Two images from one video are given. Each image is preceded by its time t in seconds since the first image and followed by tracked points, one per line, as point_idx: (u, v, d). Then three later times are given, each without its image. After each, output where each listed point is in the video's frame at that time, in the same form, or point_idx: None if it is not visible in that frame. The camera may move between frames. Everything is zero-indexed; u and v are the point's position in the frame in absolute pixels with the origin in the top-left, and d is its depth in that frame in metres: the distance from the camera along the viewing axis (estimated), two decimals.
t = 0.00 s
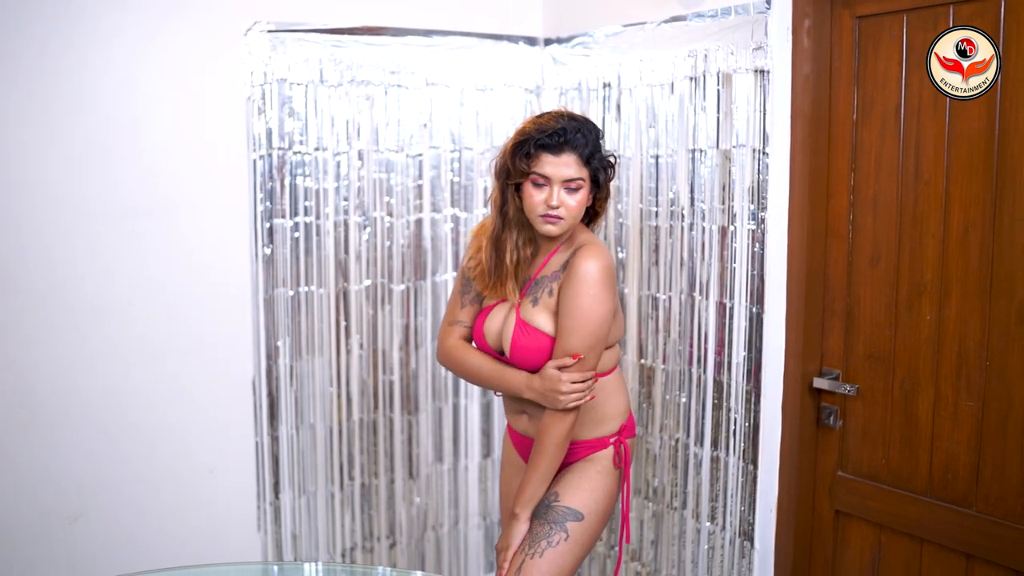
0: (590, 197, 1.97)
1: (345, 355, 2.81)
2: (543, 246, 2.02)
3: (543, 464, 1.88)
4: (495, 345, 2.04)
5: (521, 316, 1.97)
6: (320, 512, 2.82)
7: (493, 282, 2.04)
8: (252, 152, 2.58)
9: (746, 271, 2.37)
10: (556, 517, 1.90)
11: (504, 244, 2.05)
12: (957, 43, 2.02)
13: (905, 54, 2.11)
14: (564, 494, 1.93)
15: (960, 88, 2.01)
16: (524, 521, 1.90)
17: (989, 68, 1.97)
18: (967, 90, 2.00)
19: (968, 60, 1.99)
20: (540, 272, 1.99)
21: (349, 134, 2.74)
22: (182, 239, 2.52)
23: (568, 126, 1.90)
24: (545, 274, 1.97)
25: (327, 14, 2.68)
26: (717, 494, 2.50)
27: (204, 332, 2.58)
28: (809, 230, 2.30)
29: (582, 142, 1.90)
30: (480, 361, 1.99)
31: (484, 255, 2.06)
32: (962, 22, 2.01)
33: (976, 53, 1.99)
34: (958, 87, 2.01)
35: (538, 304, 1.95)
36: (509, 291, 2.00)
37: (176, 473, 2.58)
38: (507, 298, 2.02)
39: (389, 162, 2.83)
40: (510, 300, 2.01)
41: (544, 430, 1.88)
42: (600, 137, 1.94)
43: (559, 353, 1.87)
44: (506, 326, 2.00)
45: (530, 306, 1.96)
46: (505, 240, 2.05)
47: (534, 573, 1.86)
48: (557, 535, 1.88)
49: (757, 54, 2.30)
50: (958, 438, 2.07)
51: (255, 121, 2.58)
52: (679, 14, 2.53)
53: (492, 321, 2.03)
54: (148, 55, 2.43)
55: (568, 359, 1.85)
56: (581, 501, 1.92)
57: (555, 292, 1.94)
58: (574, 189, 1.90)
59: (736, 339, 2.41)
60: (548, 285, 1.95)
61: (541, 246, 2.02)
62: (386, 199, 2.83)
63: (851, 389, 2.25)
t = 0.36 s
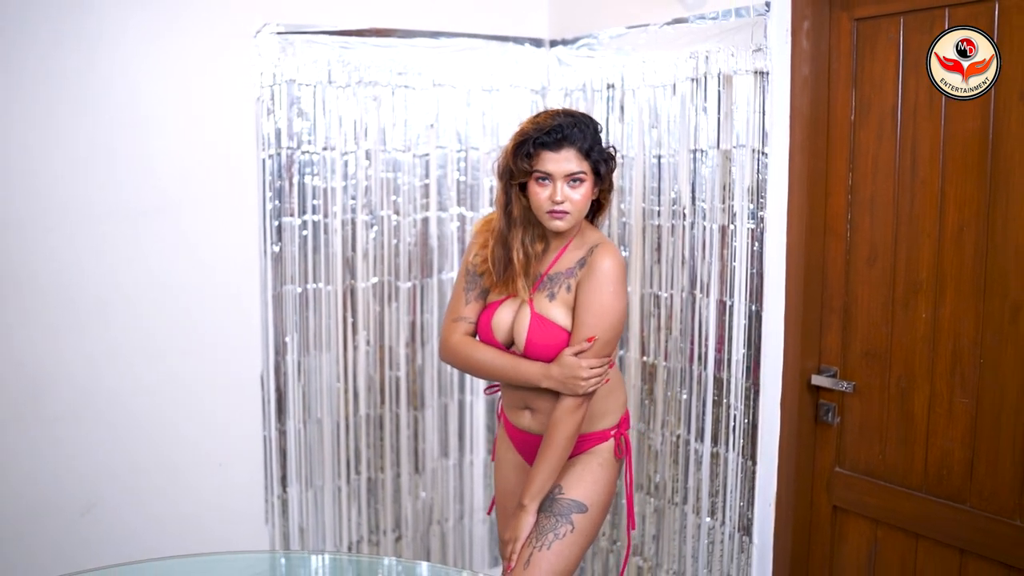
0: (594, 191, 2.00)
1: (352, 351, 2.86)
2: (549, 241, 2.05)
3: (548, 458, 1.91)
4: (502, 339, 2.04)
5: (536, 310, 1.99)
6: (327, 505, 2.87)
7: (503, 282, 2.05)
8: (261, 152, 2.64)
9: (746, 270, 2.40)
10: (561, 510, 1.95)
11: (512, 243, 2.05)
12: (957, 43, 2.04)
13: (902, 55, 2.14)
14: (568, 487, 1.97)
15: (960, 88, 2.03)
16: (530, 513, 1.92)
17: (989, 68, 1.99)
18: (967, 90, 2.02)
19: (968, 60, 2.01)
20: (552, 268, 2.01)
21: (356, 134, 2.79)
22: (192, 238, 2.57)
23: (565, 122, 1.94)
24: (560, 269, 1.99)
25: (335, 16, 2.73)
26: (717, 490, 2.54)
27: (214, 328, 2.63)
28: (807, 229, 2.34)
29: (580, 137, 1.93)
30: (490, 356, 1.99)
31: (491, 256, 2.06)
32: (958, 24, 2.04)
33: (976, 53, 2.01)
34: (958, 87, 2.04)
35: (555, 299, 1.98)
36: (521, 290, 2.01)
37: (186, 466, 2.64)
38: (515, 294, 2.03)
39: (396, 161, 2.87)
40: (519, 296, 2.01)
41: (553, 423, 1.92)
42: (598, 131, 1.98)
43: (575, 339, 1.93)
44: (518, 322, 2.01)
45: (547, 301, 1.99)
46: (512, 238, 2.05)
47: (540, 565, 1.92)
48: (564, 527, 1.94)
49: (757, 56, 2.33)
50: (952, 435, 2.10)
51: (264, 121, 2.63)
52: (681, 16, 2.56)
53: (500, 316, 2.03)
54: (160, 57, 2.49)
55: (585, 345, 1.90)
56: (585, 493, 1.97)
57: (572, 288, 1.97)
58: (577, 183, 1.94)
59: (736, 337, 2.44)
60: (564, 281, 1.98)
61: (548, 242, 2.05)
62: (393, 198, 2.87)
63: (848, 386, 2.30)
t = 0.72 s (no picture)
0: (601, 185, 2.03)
1: (358, 347, 2.89)
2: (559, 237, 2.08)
3: (558, 450, 1.93)
4: (516, 333, 2.06)
5: (554, 304, 2.02)
6: (333, 499, 2.90)
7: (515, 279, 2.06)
8: (269, 150, 2.68)
9: (746, 266, 2.43)
10: (568, 503, 1.99)
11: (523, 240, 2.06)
12: (957, 43, 2.06)
13: (899, 55, 2.17)
14: (573, 480, 2.01)
15: (960, 87, 2.05)
16: (539, 505, 1.95)
17: (989, 68, 2.01)
18: (967, 90, 2.04)
19: (968, 60, 2.03)
20: (567, 264, 2.04)
21: (363, 133, 2.82)
22: (202, 235, 2.62)
23: (565, 121, 1.97)
24: (577, 266, 2.03)
25: (341, 17, 2.77)
26: (718, 484, 2.57)
27: (222, 323, 2.68)
28: (807, 227, 2.37)
29: (582, 135, 1.97)
30: (508, 350, 2.00)
31: (502, 254, 2.06)
32: (956, 24, 2.06)
33: (976, 53, 2.03)
34: (958, 86, 2.05)
35: (574, 294, 2.02)
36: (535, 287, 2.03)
37: (194, 459, 2.68)
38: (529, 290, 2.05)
39: (402, 159, 2.90)
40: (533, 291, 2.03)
41: (564, 416, 1.94)
42: (600, 126, 2.00)
43: (593, 328, 1.98)
44: (534, 316, 2.03)
45: (566, 296, 2.02)
46: (519, 235, 2.07)
47: (550, 557, 1.96)
48: (571, 519, 1.98)
49: (757, 56, 2.36)
50: (949, 430, 2.13)
51: (272, 120, 2.67)
52: (683, 17, 2.59)
53: (515, 310, 2.06)
54: (171, 57, 2.53)
55: (602, 331, 1.95)
56: (589, 485, 2.01)
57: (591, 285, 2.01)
58: (582, 180, 1.97)
59: (737, 334, 2.47)
60: (582, 277, 2.02)
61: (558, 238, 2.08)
62: (399, 196, 2.91)
63: (847, 381, 2.32)
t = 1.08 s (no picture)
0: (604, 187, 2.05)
1: (362, 346, 2.91)
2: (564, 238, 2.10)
3: (567, 447, 1.96)
4: (530, 334, 2.07)
5: (568, 303, 2.03)
6: (337, 497, 2.93)
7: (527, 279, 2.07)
8: (273, 152, 2.70)
9: (746, 267, 2.45)
10: (572, 499, 2.02)
11: (531, 238, 2.08)
12: (957, 43, 2.08)
13: (898, 57, 2.18)
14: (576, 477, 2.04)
15: (960, 88, 2.07)
16: (546, 501, 1.98)
17: (989, 68, 2.02)
18: (967, 90, 2.05)
19: (968, 60, 2.04)
20: (578, 264, 2.06)
21: (366, 135, 2.85)
22: (208, 235, 2.65)
23: (566, 126, 1.99)
24: (589, 267, 2.05)
25: (346, 19, 2.80)
26: (718, 483, 2.59)
27: (228, 323, 2.71)
28: (807, 228, 2.39)
29: (583, 138, 1.99)
30: (522, 349, 2.00)
31: (511, 254, 2.08)
32: (954, 26, 2.08)
33: (976, 53, 2.04)
34: (958, 87, 2.07)
35: (588, 293, 2.04)
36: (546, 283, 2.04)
37: (199, 458, 2.71)
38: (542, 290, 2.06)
39: (405, 161, 2.93)
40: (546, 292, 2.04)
41: (574, 413, 1.96)
42: (601, 128, 2.02)
43: (607, 321, 2.01)
44: (548, 315, 2.04)
45: (581, 296, 2.04)
46: (526, 236, 2.08)
47: (555, 553, 2.00)
48: (575, 516, 2.01)
49: (757, 58, 2.38)
50: (946, 429, 2.15)
51: (277, 122, 2.70)
52: (684, 20, 2.62)
53: (527, 311, 2.06)
54: (178, 59, 2.56)
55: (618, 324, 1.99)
56: (591, 481, 2.04)
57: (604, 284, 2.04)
58: (585, 182, 1.99)
59: (736, 334, 2.50)
60: (595, 277, 2.04)
61: (565, 239, 2.10)
62: (402, 197, 2.93)
63: (845, 381, 2.34)
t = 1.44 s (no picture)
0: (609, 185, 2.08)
1: (367, 344, 2.94)
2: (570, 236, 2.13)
3: (582, 438, 1.99)
4: (546, 331, 2.09)
5: (584, 299, 2.06)
6: (343, 493, 2.96)
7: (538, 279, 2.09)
8: (280, 151, 2.73)
9: (748, 265, 2.48)
10: (584, 493, 2.05)
11: (538, 237, 2.10)
12: (957, 43, 2.10)
13: (899, 57, 2.20)
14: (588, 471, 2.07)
15: (960, 88, 2.09)
16: (563, 492, 2.01)
17: (989, 68, 2.04)
18: (967, 90, 2.07)
19: (968, 60, 2.07)
20: (589, 261, 2.09)
21: (372, 134, 2.88)
22: (213, 235, 2.68)
23: (569, 125, 2.01)
24: (600, 263, 2.08)
25: (351, 20, 2.83)
26: (720, 480, 2.61)
27: (234, 321, 2.74)
28: (808, 226, 2.40)
29: (587, 137, 2.01)
30: (540, 346, 2.02)
31: (520, 253, 2.10)
32: (954, 27, 2.10)
33: (975, 53, 2.06)
34: (958, 87, 2.09)
35: (604, 289, 2.07)
36: (556, 278, 2.07)
37: (206, 454, 2.74)
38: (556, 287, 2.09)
39: (411, 160, 2.95)
40: (561, 288, 2.08)
41: (589, 406, 2.00)
42: (605, 126, 2.04)
43: (621, 315, 2.05)
44: (564, 311, 2.07)
45: (597, 292, 2.07)
46: (533, 235, 2.10)
47: (568, 546, 2.03)
48: (588, 509, 2.05)
49: (759, 59, 2.41)
50: (946, 426, 2.17)
51: (283, 122, 2.73)
52: (687, 21, 2.64)
53: (544, 308, 2.09)
54: (186, 60, 2.59)
55: (633, 315, 2.03)
56: (602, 475, 2.07)
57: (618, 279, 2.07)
58: (590, 180, 2.02)
59: (738, 332, 2.52)
60: (608, 273, 2.07)
61: (570, 237, 2.12)
62: (407, 196, 2.96)
63: (846, 378, 2.36)
